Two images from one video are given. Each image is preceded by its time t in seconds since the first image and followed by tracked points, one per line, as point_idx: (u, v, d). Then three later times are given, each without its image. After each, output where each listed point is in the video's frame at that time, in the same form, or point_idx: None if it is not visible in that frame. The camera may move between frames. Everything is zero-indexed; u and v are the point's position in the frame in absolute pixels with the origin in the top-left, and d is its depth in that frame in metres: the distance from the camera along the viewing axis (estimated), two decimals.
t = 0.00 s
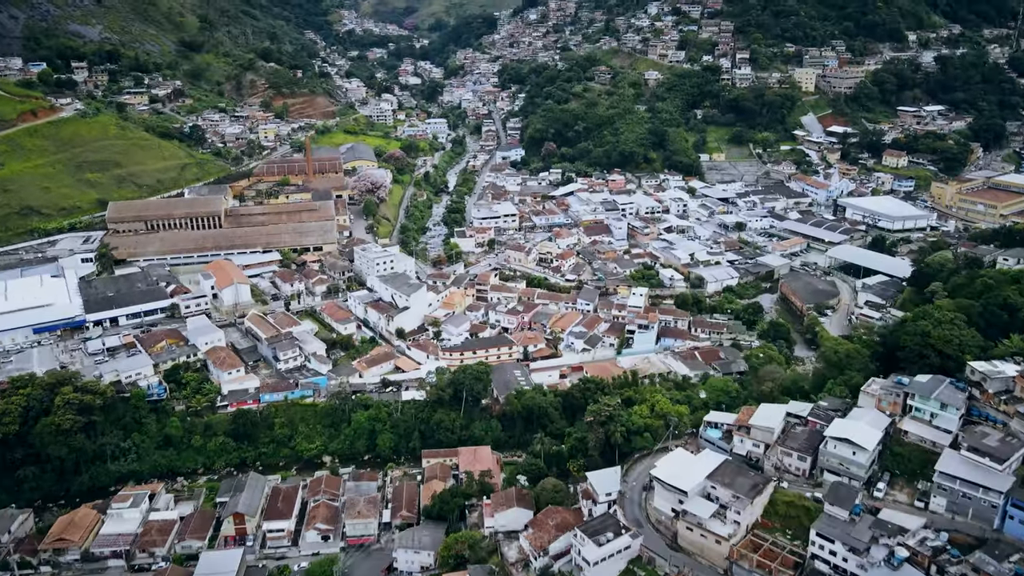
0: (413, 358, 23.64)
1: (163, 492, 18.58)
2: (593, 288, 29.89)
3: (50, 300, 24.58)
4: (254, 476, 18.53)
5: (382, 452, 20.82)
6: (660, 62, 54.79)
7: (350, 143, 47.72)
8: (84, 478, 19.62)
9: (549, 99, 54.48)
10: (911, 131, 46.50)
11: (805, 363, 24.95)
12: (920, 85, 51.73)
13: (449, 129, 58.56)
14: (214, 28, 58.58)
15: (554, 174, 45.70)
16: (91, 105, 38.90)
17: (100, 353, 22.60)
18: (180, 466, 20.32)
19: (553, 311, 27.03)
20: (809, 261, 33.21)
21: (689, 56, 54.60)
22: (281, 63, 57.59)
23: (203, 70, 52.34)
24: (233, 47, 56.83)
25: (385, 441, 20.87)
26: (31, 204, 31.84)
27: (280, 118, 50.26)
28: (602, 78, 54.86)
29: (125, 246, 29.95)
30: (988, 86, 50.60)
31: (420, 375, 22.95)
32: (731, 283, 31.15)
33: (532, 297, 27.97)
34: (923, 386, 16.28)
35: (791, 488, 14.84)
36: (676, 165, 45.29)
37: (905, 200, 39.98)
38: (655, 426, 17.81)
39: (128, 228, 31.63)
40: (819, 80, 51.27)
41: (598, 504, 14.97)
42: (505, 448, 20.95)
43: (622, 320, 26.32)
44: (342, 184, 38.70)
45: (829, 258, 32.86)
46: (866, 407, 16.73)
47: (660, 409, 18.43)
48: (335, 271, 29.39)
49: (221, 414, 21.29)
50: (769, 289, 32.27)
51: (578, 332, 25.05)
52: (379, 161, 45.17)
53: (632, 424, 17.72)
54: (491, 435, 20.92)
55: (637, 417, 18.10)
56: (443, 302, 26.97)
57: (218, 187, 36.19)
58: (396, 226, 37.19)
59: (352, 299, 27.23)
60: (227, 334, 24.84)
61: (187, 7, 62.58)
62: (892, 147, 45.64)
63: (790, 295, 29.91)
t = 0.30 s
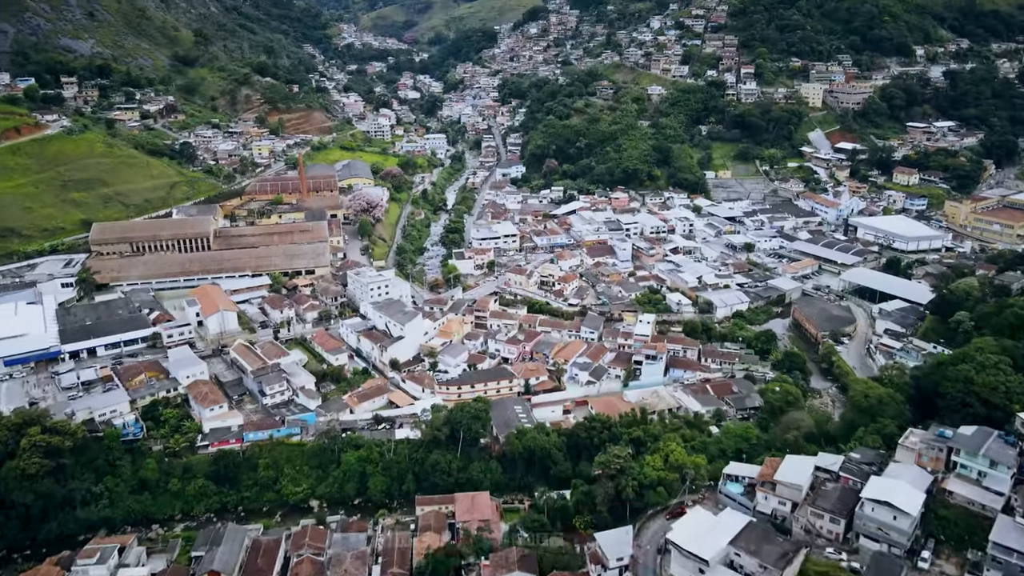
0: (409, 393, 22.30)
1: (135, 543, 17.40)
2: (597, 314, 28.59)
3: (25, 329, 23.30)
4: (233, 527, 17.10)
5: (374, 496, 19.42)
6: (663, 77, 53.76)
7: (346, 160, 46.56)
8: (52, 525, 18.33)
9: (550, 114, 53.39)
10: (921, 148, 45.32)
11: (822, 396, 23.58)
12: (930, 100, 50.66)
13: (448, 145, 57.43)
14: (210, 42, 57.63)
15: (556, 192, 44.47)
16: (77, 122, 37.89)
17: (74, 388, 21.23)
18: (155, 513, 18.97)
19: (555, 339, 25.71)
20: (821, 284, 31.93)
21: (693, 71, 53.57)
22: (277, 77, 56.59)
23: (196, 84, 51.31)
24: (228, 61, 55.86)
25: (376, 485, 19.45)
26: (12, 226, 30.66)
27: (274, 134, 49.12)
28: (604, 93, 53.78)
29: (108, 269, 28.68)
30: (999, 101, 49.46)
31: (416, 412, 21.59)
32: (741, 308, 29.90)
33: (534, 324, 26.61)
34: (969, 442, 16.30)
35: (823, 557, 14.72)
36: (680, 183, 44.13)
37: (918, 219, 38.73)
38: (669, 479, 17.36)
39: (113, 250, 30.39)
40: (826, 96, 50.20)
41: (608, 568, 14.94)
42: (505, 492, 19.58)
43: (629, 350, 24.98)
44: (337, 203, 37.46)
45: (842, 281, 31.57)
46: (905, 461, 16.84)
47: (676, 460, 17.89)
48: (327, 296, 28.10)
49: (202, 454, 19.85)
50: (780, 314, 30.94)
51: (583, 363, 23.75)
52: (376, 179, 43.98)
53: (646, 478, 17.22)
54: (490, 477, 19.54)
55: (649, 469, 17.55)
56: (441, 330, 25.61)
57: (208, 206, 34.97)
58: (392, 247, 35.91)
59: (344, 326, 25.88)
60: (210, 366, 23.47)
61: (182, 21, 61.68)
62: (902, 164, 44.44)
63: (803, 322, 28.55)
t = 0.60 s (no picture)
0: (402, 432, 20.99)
1: None
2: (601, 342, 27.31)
3: None
4: None
5: (363, 544, 18.11)
6: (666, 91, 52.70)
7: (342, 177, 45.39)
8: None
9: (552, 129, 52.27)
10: (932, 164, 44.12)
11: (842, 432, 22.20)
12: (939, 116, 49.56)
13: (447, 160, 56.28)
14: (204, 56, 56.64)
15: (557, 210, 43.23)
16: (63, 138, 36.77)
17: (45, 425, 19.87)
18: (127, 565, 17.80)
19: (558, 369, 24.37)
20: (835, 308, 30.62)
21: (697, 85, 52.52)
22: (273, 92, 55.52)
23: (189, 99, 50.20)
24: (222, 75, 54.81)
25: (366, 533, 18.13)
26: None
27: (268, 149, 47.95)
28: (606, 108, 52.67)
29: (88, 294, 27.37)
30: (1011, 117, 48.34)
31: (410, 452, 20.19)
32: (751, 334, 28.61)
33: (535, 353, 25.28)
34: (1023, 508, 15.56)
35: None
36: (685, 201, 42.94)
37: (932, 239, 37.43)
38: (688, 542, 16.93)
39: (94, 273, 29.09)
40: (833, 111, 49.11)
41: None
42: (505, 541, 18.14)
43: (636, 381, 23.64)
44: (331, 222, 36.17)
45: (857, 305, 30.25)
46: (955, 527, 16.15)
47: (695, 519, 17.33)
48: (318, 322, 26.80)
49: (179, 499, 18.46)
50: (793, 340, 29.60)
51: (587, 397, 22.44)
52: (372, 196, 42.75)
53: (660, 541, 16.92)
54: (490, 524, 18.08)
55: (665, 530, 17.15)
56: (437, 360, 24.29)
57: (197, 226, 33.72)
58: (388, 268, 34.74)
59: (335, 357, 24.53)
60: (192, 400, 22.12)
61: (177, 34, 60.70)
62: (913, 181, 43.25)
63: (818, 349, 27.15)
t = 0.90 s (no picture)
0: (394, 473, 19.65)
1: None
2: (606, 371, 26.00)
3: None
4: None
5: None
6: (670, 106, 51.60)
7: (337, 194, 44.14)
8: None
9: (553, 145, 51.12)
10: (944, 181, 42.89)
11: (864, 470, 20.87)
12: (950, 131, 48.39)
13: (445, 176, 55.10)
14: (199, 70, 55.59)
15: (558, 229, 42.00)
16: (47, 155, 35.61)
17: (9, 468, 18.53)
18: None
19: (560, 402, 23.04)
20: (849, 334, 29.32)
21: (701, 100, 51.40)
22: (268, 106, 54.41)
23: (182, 114, 49.07)
24: (217, 90, 53.74)
25: None
26: None
27: (263, 165, 46.75)
28: (608, 123, 51.53)
29: (66, 319, 26.01)
30: None
31: (402, 495, 18.80)
32: (763, 361, 27.26)
33: (537, 384, 23.96)
34: None
35: None
36: (691, 219, 41.69)
37: (948, 259, 36.15)
38: None
39: (74, 297, 27.78)
40: (841, 126, 47.97)
41: None
42: None
43: (644, 416, 22.30)
44: (325, 241, 34.88)
45: (873, 330, 28.91)
46: None
47: None
48: (309, 350, 25.48)
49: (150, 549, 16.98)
50: (807, 367, 28.26)
51: (592, 433, 21.16)
52: (368, 214, 41.49)
53: None
54: None
55: None
56: (433, 392, 22.94)
57: (185, 246, 32.42)
58: (383, 290, 33.50)
59: (325, 388, 23.17)
60: (170, 437, 20.73)
61: (171, 48, 59.68)
62: (925, 199, 42.02)
63: (835, 379, 25.79)
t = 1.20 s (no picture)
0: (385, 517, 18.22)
1: None
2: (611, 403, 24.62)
3: None
4: None
5: None
6: (674, 120, 50.46)
7: (332, 211, 42.89)
8: None
9: (554, 160, 49.94)
10: (958, 199, 41.58)
11: (890, 513, 19.42)
12: (961, 146, 47.19)
13: (444, 192, 53.90)
14: (193, 84, 54.53)
15: (560, 247, 40.73)
16: (30, 172, 34.39)
17: None
18: None
19: (563, 437, 21.64)
20: (866, 361, 27.95)
21: (706, 115, 50.25)
22: (264, 120, 53.23)
23: (174, 128, 47.89)
24: (211, 104, 52.63)
25: None
26: None
27: (256, 181, 45.53)
28: (611, 138, 50.36)
29: (42, 346, 24.66)
30: None
31: (393, 543, 17.36)
32: (776, 390, 25.86)
33: (538, 417, 22.59)
34: None
35: None
36: (697, 237, 40.41)
37: (964, 280, 34.82)
38: None
39: (52, 322, 26.46)
40: (850, 142, 46.81)
41: None
42: None
43: (653, 453, 20.90)
44: (317, 261, 33.56)
45: (891, 356, 27.54)
46: None
47: None
48: (297, 379, 24.09)
49: None
50: (822, 396, 26.85)
51: (598, 472, 19.80)
52: (364, 232, 40.19)
53: None
54: None
55: None
56: (428, 427, 21.54)
57: (171, 267, 31.10)
58: (378, 313, 32.17)
59: (313, 422, 21.76)
60: (145, 477, 19.29)
61: (166, 61, 58.65)
62: (938, 217, 40.71)
63: (854, 410, 24.36)
